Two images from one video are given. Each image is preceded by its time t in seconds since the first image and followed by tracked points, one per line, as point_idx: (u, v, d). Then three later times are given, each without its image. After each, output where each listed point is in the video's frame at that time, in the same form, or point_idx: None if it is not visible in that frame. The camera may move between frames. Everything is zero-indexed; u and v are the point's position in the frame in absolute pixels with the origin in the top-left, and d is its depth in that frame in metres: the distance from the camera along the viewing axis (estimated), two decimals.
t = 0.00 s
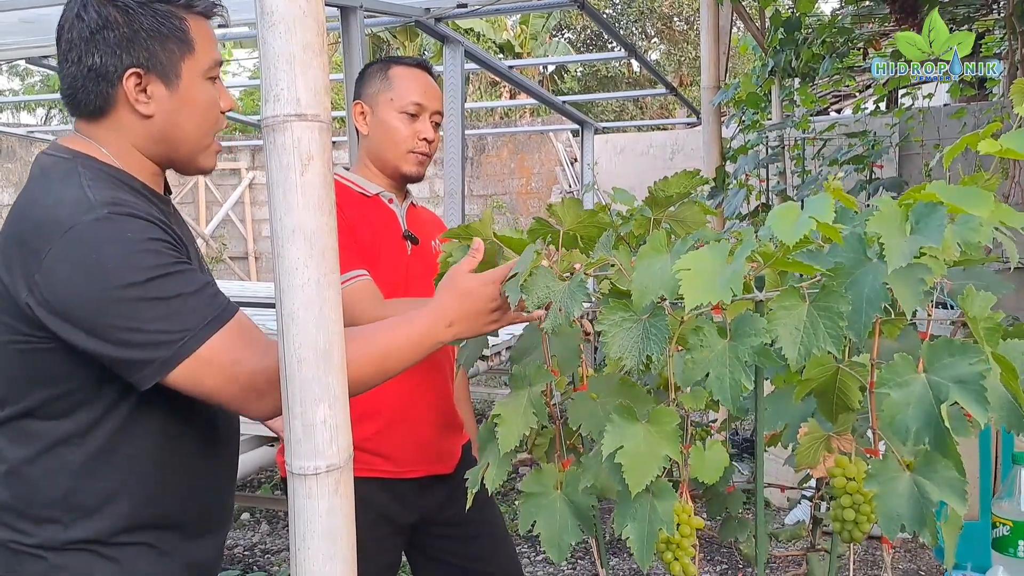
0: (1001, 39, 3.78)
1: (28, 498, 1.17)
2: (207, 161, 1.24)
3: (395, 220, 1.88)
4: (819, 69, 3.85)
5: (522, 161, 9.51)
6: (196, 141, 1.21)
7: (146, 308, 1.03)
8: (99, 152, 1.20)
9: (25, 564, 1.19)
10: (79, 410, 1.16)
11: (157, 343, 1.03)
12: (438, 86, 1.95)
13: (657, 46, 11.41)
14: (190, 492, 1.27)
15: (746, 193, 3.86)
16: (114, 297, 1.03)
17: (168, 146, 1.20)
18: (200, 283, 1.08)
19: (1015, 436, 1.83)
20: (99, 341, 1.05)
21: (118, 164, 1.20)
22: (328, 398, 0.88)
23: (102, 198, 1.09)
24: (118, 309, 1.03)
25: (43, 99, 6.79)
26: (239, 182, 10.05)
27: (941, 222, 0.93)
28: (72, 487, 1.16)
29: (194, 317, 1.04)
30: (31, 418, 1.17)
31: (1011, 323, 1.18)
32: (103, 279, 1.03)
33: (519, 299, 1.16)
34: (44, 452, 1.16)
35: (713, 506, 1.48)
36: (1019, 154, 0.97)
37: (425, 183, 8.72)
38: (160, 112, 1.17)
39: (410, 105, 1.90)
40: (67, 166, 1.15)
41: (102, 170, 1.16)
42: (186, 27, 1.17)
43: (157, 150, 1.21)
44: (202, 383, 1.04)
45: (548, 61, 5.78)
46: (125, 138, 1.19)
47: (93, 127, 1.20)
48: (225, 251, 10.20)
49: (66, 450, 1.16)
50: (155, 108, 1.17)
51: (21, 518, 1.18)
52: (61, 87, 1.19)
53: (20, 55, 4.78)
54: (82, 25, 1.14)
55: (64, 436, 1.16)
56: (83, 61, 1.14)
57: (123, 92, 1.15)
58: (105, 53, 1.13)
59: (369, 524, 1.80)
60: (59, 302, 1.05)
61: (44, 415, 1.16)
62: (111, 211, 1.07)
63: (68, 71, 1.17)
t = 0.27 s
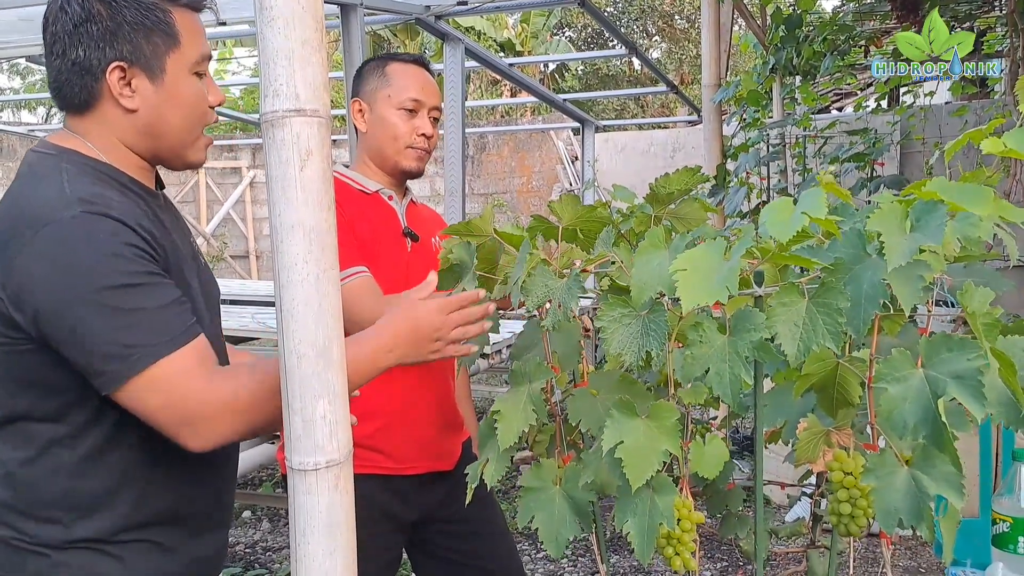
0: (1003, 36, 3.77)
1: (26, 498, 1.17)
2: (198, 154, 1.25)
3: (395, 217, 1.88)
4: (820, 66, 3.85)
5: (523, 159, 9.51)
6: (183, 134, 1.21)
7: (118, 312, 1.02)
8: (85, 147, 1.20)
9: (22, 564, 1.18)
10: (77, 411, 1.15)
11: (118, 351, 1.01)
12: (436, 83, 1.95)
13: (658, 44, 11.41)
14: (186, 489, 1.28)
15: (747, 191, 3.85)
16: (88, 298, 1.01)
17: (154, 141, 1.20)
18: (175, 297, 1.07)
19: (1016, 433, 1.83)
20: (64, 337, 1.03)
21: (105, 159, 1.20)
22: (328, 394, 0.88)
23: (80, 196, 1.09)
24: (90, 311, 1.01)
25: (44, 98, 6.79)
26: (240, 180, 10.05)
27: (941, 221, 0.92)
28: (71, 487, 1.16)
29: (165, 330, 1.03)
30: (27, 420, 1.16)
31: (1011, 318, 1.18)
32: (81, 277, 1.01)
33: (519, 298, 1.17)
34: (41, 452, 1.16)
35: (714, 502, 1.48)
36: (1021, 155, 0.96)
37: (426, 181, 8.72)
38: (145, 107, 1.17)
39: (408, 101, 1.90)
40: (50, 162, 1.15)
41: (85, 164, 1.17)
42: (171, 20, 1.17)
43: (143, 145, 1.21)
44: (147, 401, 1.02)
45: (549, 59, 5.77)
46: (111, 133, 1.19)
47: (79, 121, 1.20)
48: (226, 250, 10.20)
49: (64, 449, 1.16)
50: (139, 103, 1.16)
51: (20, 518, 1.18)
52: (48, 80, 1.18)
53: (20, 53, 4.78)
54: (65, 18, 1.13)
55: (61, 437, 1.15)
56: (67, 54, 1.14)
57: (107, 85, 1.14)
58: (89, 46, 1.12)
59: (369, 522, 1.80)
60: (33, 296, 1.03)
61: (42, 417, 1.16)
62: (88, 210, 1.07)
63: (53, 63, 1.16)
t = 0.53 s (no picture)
0: (1004, 36, 3.76)
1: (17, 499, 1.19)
2: (197, 160, 1.25)
3: (395, 217, 1.88)
4: (821, 66, 3.85)
5: (524, 159, 9.51)
6: (177, 142, 1.21)
7: (87, 324, 1.03)
8: (80, 148, 1.20)
9: (15, 565, 1.20)
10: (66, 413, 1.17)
11: (78, 362, 1.01)
12: (433, 82, 1.96)
13: (660, 44, 11.41)
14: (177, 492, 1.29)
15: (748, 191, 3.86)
16: (62, 303, 1.03)
17: (148, 146, 1.21)
18: (145, 316, 1.09)
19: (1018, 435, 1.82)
20: (27, 342, 1.04)
21: (99, 163, 1.20)
22: (328, 394, 0.88)
23: (60, 201, 1.09)
24: (60, 317, 1.02)
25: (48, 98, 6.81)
26: (242, 180, 10.07)
27: (938, 216, 0.92)
28: (60, 487, 1.18)
29: (132, 346, 1.04)
30: (17, 422, 1.18)
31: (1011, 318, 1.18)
32: (57, 283, 1.03)
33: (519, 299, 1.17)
34: (32, 453, 1.17)
35: (714, 503, 1.49)
36: (1015, 150, 0.97)
37: (428, 182, 8.72)
38: (140, 112, 1.17)
39: (406, 102, 1.90)
40: (43, 164, 1.16)
41: (77, 168, 1.17)
42: (173, 28, 1.18)
43: (137, 149, 1.21)
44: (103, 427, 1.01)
45: (550, 60, 5.78)
46: (106, 137, 1.20)
47: (77, 123, 1.20)
48: (228, 249, 10.22)
49: (53, 451, 1.17)
50: (135, 108, 1.17)
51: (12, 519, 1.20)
52: (50, 79, 1.18)
53: (24, 54, 4.80)
54: (69, 18, 1.15)
55: (50, 438, 1.17)
56: (67, 55, 1.14)
57: (103, 90, 1.14)
58: (89, 48, 1.13)
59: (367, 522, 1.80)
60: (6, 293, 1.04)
61: (32, 418, 1.17)
62: (70, 219, 1.07)
63: (53, 62, 1.17)
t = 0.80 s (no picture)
0: (1009, 38, 3.75)
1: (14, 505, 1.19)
2: (199, 166, 1.26)
3: (399, 220, 1.89)
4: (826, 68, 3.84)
5: (528, 161, 9.52)
6: (176, 150, 1.21)
7: (75, 333, 1.04)
8: (79, 155, 1.21)
9: (12, 571, 1.20)
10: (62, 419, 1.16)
11: (58, 374, 1.02)
12: (437, 86, 1.97)
13: (665, 46, 11.41)
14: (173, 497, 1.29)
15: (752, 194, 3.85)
16: (50, 313, 1.03)
17: (146, 154, 1.21)
18: (132, 331, 1.10)
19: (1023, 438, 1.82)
20: (11, 348, 1.04)
21: (99, 171, 1.21)
22: (333, 398, 0.89)
23: (54, 209, 1.10)
24: (46, 327, 1.03)
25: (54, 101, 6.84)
26: (248, 183, 10.09)
27: (939, 220, 0.93)
28: (56, 494, 1.17)
29: (114, 360, 1.06)
30: (14, 428, 1.17)
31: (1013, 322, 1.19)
32: (49, 292, 1.04)
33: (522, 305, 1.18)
34: (29, 460, 1.17)
35: (719, 505, 1.49)
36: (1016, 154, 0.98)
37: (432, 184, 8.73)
38: (139, 121, 1.18)
39: (413, 107, 1.92)
40: (41, 172, 1.17)
41: (74, 175, 1.18)
42: (174, 37, 1.18)
43: (136, 156, 1.22)
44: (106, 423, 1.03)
45: (554, 62, 5.78)
46: (106, 144, 1.21)
47: (77, 130, 1.21)
48: (233, 251, 10.23)
49: (50, 457, 1.17)
50: (133, 116, 1.17)
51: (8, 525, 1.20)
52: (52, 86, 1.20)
53: (29, 56, 4.80)
54: (69, 26, 1.16)
55: (47, 444, 1.17)
56: (66, 62, 1.16)
57: (102, 98, 1.15)
58: (88, 56, 1.14)
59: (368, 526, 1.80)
60: None
61: (28, 425, 1.17)
62: (64, 227, 1.08)
63: (55, 70, 1.18)
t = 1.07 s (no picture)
0: (1011, 39, 3.75)
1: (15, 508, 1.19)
2: (197, 172, 1.26)
3: (399, 224, 1.89)
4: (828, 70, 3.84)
5: (530, 164, 9.53)
6: (176, 154, 1.22)
7: (90, 336, 1.04)
8: (78, 159, 1.21)
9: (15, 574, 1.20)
10: (63, 423, 1.17)
11: (83, 378, 1.03)
12: (437, 89, 1.98)
13: (667, 48, 11.42)
14: (176, 501, 1.29)
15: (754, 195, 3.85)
16: (63, 318, 1.04)
17: (145, 158, 1.22)
18: (147, 327, 1.10)
19: None
20: (29, 356, 1.05)
21: (100, 174, 1.22)
22: (335, 401, 0.89)
23: (58, 213, 1.10)
24: (63, 332, 1.04)
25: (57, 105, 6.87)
26: (251, 186, 10.11)
27: (942, 226, 0.93)
28: (59, 497, 1.18)
29: (130, 361, 1.06)
30: (16, 432, 1.18)
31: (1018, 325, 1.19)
32: (61, 297, 1.04)
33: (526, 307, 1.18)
34: (31, 463, 1.18)
35: (722, 507, 1.49)
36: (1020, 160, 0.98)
37: (435, 187, 8.75)
38: (138, 125, 1.18)
39: (415, 112, 1.92)
40: (41, 176, 1.17)
41: (74, 179, 1.18)
42: (174, 43, 1.19)
43: (135, 160, 1.22)
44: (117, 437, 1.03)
45: (557, 65, 5.79)
46: (106, 148, 1.21)
47: (76, 134, 1.21)
48: (236, 255, 10.26)
49: (52, 461, 1.17)
50: (132, 121, 1.18)
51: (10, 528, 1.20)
52: (52, 90, 1.20)
53: (34, 60, 4.82)
54: (69, 30, 1.16)
55: (49, 448, 1.17)
56: (67, 67, 1.16)
57: (101, 102, 1.16)
58: (88, 61, 1.15)
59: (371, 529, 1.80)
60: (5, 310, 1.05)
61: (31, 429, 1.17)
62: (70, 231, 1.08)
63: (54, 74, 1.18)
